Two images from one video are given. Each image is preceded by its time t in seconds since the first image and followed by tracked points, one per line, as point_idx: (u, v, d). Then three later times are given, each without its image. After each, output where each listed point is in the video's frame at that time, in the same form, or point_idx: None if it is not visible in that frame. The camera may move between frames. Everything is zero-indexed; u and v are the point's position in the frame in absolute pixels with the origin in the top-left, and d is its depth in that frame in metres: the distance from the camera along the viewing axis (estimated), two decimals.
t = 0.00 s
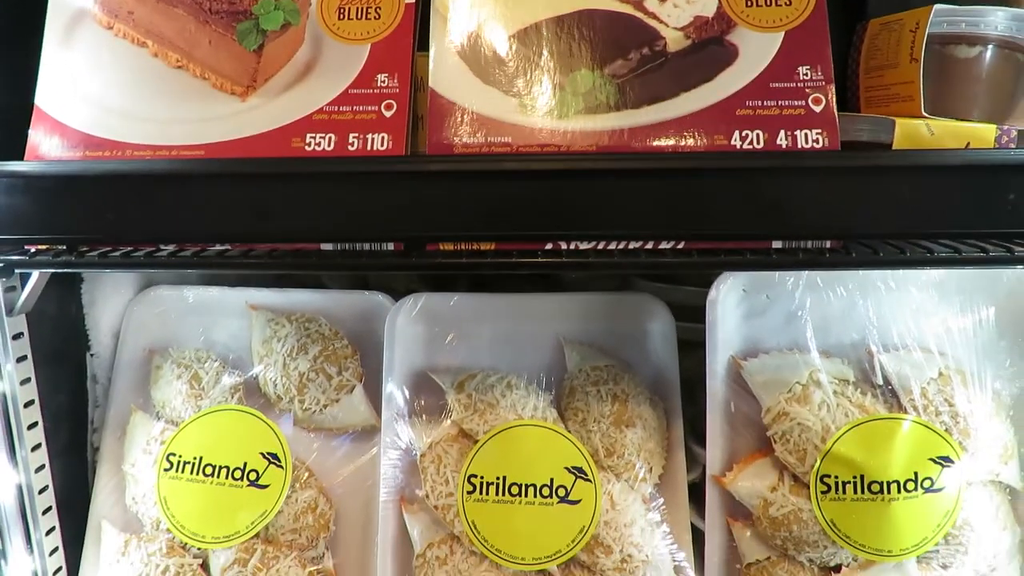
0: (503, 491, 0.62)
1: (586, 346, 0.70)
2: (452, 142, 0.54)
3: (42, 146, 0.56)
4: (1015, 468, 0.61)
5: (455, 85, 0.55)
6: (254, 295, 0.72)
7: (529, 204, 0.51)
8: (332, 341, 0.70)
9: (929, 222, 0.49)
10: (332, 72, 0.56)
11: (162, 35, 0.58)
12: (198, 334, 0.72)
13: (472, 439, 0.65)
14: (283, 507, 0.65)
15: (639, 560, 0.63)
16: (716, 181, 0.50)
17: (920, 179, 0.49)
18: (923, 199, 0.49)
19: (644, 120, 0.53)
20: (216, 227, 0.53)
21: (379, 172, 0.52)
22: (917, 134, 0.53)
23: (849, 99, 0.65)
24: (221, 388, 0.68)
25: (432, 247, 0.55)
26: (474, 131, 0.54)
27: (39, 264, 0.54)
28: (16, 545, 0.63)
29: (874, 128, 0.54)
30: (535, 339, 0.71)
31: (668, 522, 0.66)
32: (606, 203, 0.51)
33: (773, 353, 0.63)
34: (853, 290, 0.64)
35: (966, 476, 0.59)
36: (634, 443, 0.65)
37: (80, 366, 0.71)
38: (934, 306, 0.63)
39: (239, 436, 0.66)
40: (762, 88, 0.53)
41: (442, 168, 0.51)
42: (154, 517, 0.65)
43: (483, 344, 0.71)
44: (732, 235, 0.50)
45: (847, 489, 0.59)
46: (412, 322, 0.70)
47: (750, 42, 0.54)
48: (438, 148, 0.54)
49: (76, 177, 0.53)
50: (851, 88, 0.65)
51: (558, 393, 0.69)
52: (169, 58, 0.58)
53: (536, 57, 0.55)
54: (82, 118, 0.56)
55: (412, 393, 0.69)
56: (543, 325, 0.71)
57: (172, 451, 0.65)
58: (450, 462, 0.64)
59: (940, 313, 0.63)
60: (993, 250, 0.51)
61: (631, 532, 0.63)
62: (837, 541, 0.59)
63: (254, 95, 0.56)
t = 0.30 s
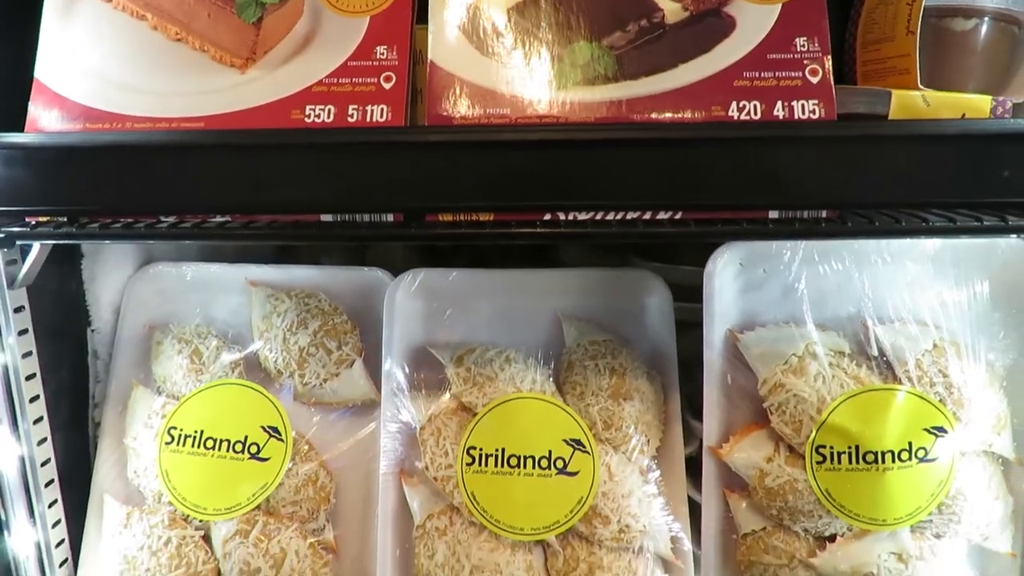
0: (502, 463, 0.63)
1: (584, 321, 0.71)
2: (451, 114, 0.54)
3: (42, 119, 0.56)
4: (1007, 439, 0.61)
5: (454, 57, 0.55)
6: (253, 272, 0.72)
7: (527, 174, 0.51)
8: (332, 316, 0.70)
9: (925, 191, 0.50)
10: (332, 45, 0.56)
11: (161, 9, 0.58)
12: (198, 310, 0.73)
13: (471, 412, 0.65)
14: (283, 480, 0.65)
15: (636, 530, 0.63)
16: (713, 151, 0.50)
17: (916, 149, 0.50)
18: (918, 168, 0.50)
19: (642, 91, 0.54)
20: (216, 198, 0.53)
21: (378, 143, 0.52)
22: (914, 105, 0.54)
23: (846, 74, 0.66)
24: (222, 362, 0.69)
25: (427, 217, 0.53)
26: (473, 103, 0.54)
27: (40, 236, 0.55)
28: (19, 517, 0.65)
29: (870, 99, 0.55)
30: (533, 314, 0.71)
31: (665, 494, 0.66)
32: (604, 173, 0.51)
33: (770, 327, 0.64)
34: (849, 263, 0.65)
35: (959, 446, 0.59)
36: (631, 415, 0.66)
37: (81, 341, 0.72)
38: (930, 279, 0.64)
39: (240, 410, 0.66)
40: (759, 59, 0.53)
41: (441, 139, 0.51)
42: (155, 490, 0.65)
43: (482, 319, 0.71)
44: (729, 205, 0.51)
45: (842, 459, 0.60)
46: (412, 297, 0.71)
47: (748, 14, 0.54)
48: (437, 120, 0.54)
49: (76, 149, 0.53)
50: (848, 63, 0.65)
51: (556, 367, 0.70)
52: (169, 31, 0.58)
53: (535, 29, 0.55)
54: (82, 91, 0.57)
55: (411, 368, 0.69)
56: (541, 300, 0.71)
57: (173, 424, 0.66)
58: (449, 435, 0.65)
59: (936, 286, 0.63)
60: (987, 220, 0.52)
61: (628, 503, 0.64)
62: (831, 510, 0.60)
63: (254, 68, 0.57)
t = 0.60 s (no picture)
0: (498, 436, 0.63)
1: (579, 296, 0.70)
2: (443, 83, 0.54)
3: (29, 91, 0.56)
4: (1001, 408, 0.62)
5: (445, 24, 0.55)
6: (246, 249, 0.72)
7: (521, 142, 0.51)
8: (325, 292, 0.70)
9: (919, 156, 0.50)
10: (322, 14, 0.56)
11: None
12: (190, 287, 0.72)
13: (466, 386, 0.65)
14: (278, 456, 0.65)
15: (632, 502, 0.64)
16: (707, 117, 0.50)
17: (911, 113, 0.49)
18: (913, 133, 0.49)
19: (635, 59, 0.53)
20: (206, 168, 0.53)
21: (369, 111, 0.51)
22: (907, 71, 0.54)
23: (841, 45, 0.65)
24: (215, 339, 0.68)
25: (421, 186, 0.53)
26: (465, 72, 0.54)
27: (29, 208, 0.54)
28: (13, 494, 0.64)
29: (864, 66, 0.54)
30: (527, 289, 0.71)
31: (660, 468, 0.66)
32: (598, 140, 0.51)
33: (764, 298, 0.64)
34: (843, 234, 0.65)
35: (953, 414, 0.60)
36: (627, 388, 0.66)
37: (73, 319, 0.71)
38: (923, 250, 0.64)
39: (235, 386, 0.66)
40: (753, 25, 0.53)
41: (433, 106, 0.51)
42: (150, 466, 0.65)
43: (476, 294, 0.71)
44: (723, 172, 0.51)
45: (837, 429, 0.60)
46: (406, 273, 0.70)
47: None
48: (429, 89, 0.54)
49: (63, 119, 0.52)
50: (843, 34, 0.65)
51: (551, 341, 0.70)
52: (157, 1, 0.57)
53: None
54: (70, 62, 0.56)
55: (406, 343, 0.69)
56: (536, 275, 0.71)
57: (168, 401, 0.66)
58: (444, 409, 0.65)
59: (929, 256, 0.63)
60: (981, 185, 0.52)
61: (624, 475, 0.64)
62: (826, 480, 0.60)
63: (244, 38, 0.56)
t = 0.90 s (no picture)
0: (493, 409, 0.62)
1: (574, 270, 0.70)
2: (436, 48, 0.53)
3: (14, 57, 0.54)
4: (999, 379, 0.61)
5: None
6: (238, 223, 0.71)
7: (515, 107, 0.50)
8: (318, 267, 0.69)
9: (920, 120, 0.49)
10: None
11: None
12: (181, 262, 0.71)
13: (461, 359, 0.65)
14: (271, 430, 0.64)
15: (628, 475, 0.63)
16: (705, 81, 0.49)
17: (912, 76, 0.48)
18: (914, 96, 0.49)
19: (632, 23, 0.53)
20: (195, 134, 0.51)
21: (360, 76, 0.50)
22: (907, 34, 0.53)
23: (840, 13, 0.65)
24: (207, 313, 0.68)
25: (415, 153, 0.53)
26: (458, 36, 0.53)
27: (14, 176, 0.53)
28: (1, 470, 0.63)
29: (864, 31, 0.54)
30: (523, 263, 0.70)
31: (656, 441, 0.66)
32: (594, 105, 0.50)
33: (762, 270, 0.63)
34: (841, 206, 0.64)
35: (950, 384, 0.59)
36: (623, 361, 0.65)
37: (61, 294, 0.70)
38: (921, 221, 0.63)
39: (227, 360, 0.65)
40: None
41: (426, 70, 0.50)
42: (141, 442, 0.64)
43: (471, 268, 0.70)
44: (721, 138, 0.50)
45: (834, 399, 0.59)
46: (399, 246, 0.70)
47: None
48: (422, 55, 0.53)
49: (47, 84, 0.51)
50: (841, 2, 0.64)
51: (547, 316, 0.69)
52: None
53: None
54: (55, 27, 0.55)
55: (400, 317, 0.68)
56: (531, 249, 0.70)
57: (159, 375, 0.65)
58: (439, 382, 0.64)
59: (927, 228, 0.63)
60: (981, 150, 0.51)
61: (620, 448, 0.63)
62: (823, 452, 0.60)
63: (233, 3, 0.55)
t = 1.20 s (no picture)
0: (490, 383, 0.62)
1: (572, 245, 0.69)
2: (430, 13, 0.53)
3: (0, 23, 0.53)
4: (999, 351, 0.61)
5: None
6: (231, 198, 0.70)
7: (512, 73, 0.49)
8: (313, 242, 0.68)
9: (927, 86, 0.48)
10: None
11: None
12: (174, 237, 0.71)
13: (458, 334, 0.64)
14: (266, 405, 0.64)
15: (626, 450, 0.63)
16: (707, 45, 0.48)
17: (919, 41, 0.47)
18: (921, 61, 0.47)
19: None
20: (185, 101, 0.50)
21: (352, 41, 0.49)
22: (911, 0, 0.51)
23: None
24: (200, 289, 0.67)
25: (409, 120, 0.52)
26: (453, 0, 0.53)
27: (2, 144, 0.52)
28: None
29: None
30: (520, 237, 0.70)
31: (655, 417, 0.66)
32: (593, 71, 0.49)
33: (762, 243, 0.63)
34: (842, 178, 0.63)
35: (951, 356, 0.59)
36: (621, 335, 0.65)
37: (53, 269, 0.69)
38: (923, 193, 0.62)
39: (221, 335, 0.65)
40: None
41: (420, 36, 0.49)
42: (135, 418, 0.64)
43: (468, 243, 0.69)
44: (723, 104, 0.49)
45: (834, 372, 0.59)
46: (396, 220, 0.69)
47: None
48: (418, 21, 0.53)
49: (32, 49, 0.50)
50: None
51: (544, 291, 0.68)
52: None
53: None
54: None
55: (396, 292, 0.68)
56: (528, 223, 0.70)
57: (152, 351, 0.64)
58: (435, 356, 0.63)
59: (929, 200, 0.62)
60: (984, 117, 0.50)
61: (618, 422, 0.63)
62: (823, 425, 0.60)
63: None
